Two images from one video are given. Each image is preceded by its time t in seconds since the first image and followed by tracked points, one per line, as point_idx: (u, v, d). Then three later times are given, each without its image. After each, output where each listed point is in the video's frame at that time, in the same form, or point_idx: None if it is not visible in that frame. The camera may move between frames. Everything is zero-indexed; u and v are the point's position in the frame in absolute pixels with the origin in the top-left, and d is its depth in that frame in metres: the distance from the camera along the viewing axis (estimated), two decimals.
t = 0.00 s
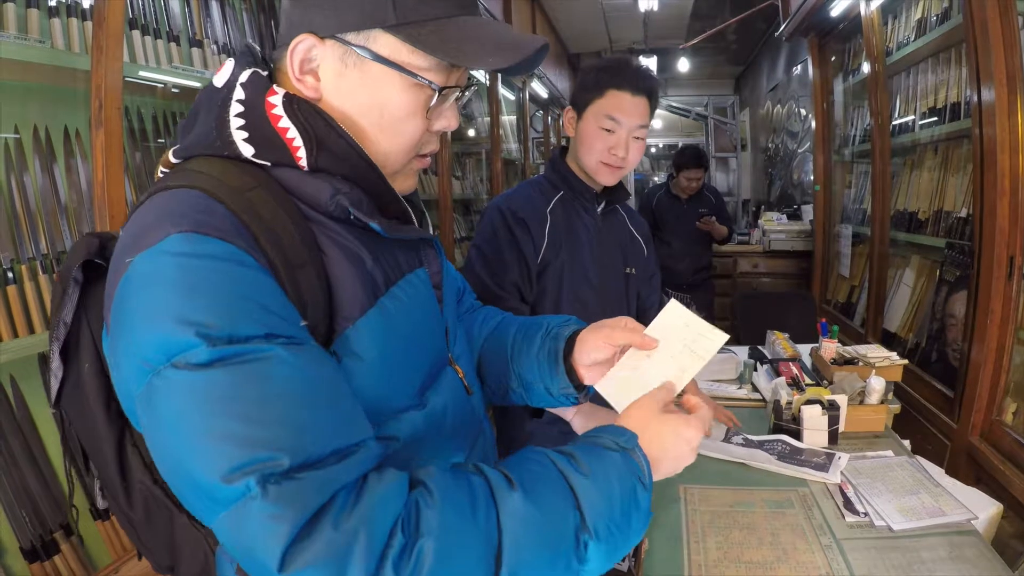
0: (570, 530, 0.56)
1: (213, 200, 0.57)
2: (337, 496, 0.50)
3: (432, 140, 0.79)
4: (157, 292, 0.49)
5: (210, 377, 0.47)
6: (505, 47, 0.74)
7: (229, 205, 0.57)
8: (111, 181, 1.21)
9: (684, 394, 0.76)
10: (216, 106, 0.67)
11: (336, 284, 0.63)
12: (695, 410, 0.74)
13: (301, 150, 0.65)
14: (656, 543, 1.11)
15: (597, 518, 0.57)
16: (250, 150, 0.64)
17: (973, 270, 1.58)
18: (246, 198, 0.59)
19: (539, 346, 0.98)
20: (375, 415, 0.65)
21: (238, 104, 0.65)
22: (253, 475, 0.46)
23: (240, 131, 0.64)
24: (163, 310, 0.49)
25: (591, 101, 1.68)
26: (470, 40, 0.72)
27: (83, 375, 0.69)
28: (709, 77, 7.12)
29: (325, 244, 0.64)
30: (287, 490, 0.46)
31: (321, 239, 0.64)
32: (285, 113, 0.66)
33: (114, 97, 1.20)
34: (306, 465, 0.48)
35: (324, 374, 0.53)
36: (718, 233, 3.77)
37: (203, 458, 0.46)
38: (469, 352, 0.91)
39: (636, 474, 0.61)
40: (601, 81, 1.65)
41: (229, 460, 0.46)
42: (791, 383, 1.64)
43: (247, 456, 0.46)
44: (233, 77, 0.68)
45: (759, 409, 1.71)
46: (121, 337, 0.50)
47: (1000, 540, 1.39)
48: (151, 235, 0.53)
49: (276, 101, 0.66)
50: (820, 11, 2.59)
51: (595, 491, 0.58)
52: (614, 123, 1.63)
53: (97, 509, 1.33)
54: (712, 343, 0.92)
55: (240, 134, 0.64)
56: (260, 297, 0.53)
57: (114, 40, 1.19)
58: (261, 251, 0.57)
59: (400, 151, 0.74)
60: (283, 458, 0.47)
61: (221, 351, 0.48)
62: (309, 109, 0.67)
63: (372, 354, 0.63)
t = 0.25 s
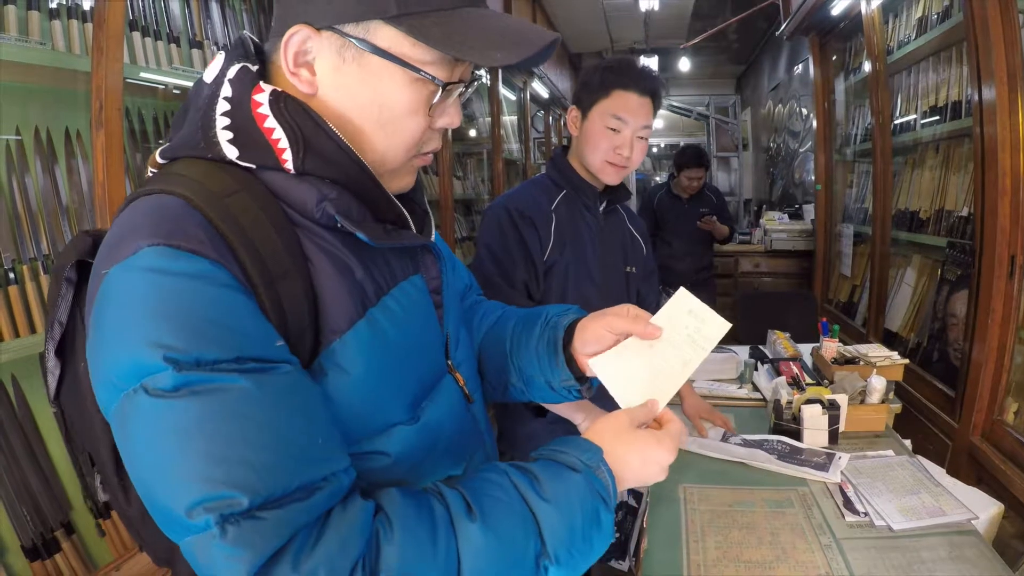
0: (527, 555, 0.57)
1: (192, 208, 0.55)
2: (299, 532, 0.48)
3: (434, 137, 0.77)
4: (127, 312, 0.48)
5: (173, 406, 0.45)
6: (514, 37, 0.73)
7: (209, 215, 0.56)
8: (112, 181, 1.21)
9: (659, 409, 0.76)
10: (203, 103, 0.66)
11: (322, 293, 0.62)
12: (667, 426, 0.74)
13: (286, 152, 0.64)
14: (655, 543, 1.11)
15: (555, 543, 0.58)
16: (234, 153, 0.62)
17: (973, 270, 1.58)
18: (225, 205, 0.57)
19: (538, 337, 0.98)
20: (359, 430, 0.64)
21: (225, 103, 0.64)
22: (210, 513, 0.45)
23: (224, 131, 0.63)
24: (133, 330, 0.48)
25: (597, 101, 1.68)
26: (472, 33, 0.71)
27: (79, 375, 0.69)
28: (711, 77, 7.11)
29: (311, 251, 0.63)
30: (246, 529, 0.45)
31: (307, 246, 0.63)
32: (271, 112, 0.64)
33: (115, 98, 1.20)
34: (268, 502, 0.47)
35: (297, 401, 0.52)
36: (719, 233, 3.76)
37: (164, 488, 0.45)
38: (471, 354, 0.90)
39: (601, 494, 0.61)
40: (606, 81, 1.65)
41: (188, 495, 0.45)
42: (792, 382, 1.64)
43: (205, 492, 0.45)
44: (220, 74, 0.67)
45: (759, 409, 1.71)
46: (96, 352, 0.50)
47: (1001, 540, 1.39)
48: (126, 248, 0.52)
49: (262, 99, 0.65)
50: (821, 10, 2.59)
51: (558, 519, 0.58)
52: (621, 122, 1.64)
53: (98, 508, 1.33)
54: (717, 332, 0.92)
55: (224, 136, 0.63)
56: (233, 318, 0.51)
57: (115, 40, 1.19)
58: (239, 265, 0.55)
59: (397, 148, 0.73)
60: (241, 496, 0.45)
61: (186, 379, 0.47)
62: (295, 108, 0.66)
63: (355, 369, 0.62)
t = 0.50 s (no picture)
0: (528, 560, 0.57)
1: (178, 211, 0.55)
2: (293, 540, 0.48)
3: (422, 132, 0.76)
4: (112, 320, 0.48)
5: (160, 416, 0.45)
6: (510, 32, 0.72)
7: (194, 218, 0.55)
8: (111, 179, 1.21)
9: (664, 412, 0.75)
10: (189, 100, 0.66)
11: (311, 293, 0.61)
12: (670, 430, 0.73)
13: (274, 155, 0.63)
14: (651, 542, 1.11)
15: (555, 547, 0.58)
16: (219, 153, 0.61)
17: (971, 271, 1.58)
18: (211, 206, 0.57)
19: (529, 327, 0.97)
20: (351, 434, 0.63)
21: (210, 102, 0.63)
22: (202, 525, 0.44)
23: (208, 131, 0.62)
24: (119, 340, 0.47)
25: (598, 100, 1.68)
26: (465, 26, 0.70)
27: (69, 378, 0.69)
28: (710, 77, 7.11)
29: (299, 251, 0.62)
30: (238, 539, 0.44)
31: (295, 247, 0.62)
32: (255, 111, 0.63)
33: (113, 96, 1.20)
34: (260, 511, 0.46)
35: (287, 408, 0.51)
36: (717, 232, 3.76)
37: (154, 500, 0.45)
38: (466, 353, 0.89)
39: (602, 502, 0.61)
40: (608, 81, 1.66)
41: (178, 506, 0.44)
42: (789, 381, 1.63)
43: (196, 503, 0.44)
44: (205, 71, 0.66)
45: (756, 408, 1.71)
46: (83, 362, 0.49)
47: (998, 541, 1.39)
48: (110, 254, 0.51)
49: (247, 98, 0.64)
50: (820, 9, 2.58)
51: (558, 527, 0.58)
52: (621, 119, 1.64)
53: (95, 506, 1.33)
54: (715, 326, 0.91)
55: (209, 135, 0.62)
56: (221, 323, 0.51)
57: (113, 38, 1.19)
58: (225, 269, 0.55)
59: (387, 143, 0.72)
60: (232, 506, 0.45)
61: (173, 388, 0.46)
62: (280, 105, 0.65)
63: (347, 372, 0.61)
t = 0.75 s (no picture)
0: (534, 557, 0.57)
1: (170, 205, 0.54)
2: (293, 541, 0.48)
3: (423, 123, 0.75)
4: (104, 316, 0.48)
5: (154, 414, 0.45)
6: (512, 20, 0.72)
7: (187, 212, 0.55)
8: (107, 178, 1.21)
9: (663, 403, 0.76)
10: (181, 93, 0.65)
11: (309, 288, 0.61)
12: (670, 420, 0.74)
13: (268, 144, 0.62)
14: (649, 541, 1.11)
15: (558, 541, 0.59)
16: (211, 145, 0.61)
17: (966, 272, 1.59)
18: (204, 199, 0.56)
19: (527, 322, 0.97)
20: (350, 432, 0.63)
21: (202, 94, 0.63)
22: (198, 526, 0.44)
23: (201, 124, 0.62)
24: (110, 336, 0.47)
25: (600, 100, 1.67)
26: (464, 13, 0.69)
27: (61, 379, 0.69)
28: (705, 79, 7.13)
29: (295, 245, 0.62)
30: (235, 540, 0.44)
31: (290, 241, 0.62)
32: (249, 102, 0.63)
33: (109, 95, 1.20)
34: (258, 512, 0.46)
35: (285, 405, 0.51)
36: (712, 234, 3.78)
37: (148, 501, 0.45)
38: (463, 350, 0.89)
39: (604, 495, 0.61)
40: (609, 82, 1.66)
41: (173, 507, 0.44)
42: (785, 382, 1.64)
43: (191, 504, 0.44)
44: (197, 64, 0.66)
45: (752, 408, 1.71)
46: (73, 358, 0.49)
47: (994, 541, 1.40)
48: (100, 250, 0.51)
49: (240, 90, 0.64)
50: (815, 11, 2.59)
51: (560, 522, 0.58)
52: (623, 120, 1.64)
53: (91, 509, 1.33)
54: (714, 317, 0.92)
55: (201, 129, 0.62)
56: (216, 319, 0.50)
57: (109, 36, 1.18)
58: (220, 264, 0.54)
59: (386, 133, 0.72)
60: (229, 507, 0.45)
61: (167, 385, 0.46)
62: (274, 97, 0.64)
63: (346, 368, 0.61)
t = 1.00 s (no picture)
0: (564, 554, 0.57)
1: (189, 197, 0.54)
2: (328, 558, 0.48)
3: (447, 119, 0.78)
4: (122, 321, 0.47)
5: (178, 427, 0.44)
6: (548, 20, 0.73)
7: (205, 202, 0.54)
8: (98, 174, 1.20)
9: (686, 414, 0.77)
10: (193, 80, 0.64)
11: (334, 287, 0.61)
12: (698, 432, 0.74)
13: (293, 138, 0.62)
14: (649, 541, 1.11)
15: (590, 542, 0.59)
16: (231, 135, 0.61)
17: (954, 272, 1.62)
18: (225, 193, 0.56)
19: (543, 328, 0.98)
20: (377, 440, 0.62)
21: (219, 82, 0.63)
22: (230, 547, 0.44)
23: (218, 113, 0.61)
24: (130, 343, 0.46)
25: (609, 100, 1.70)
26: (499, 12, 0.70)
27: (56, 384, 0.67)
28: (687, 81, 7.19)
29: (322, 245, 0.62)
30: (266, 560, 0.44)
31: (317, 240, 0.62)
32: (273, 92, 0.63)
33: (101, 91, 1.18)
34: (291, 533, 0.46)
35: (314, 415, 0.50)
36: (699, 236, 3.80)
37: (173, 518, 0.44)
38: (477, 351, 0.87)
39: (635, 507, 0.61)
40: (624, 85, 1.69)
41: (203, 526, 0.44)
42: (777, 382, 1.66)
43: (222, 524, 0.44)
44: (211, 50, 0.66)
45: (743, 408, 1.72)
46: (87, 363, 0.48)
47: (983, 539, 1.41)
48: (114, 249, 0.50)
49: (263, 79, 0.63)
50: (801, 13, 2.62)
51: (593, 534, 0.58)
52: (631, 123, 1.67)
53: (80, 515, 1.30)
54: (737, 330, 0.93)
55: (219, 117, 0.61)
56: (241, 325, 0.49)
57: (102, 31, 1.17)
58: (245, 262, 0.54)
59: (410, 127, 0.73)
60: (262, 528, 0.45)
61: (193, 396, 0.45)
62: (298, 85, 0.64)
63: (373, 373, 0.61)
